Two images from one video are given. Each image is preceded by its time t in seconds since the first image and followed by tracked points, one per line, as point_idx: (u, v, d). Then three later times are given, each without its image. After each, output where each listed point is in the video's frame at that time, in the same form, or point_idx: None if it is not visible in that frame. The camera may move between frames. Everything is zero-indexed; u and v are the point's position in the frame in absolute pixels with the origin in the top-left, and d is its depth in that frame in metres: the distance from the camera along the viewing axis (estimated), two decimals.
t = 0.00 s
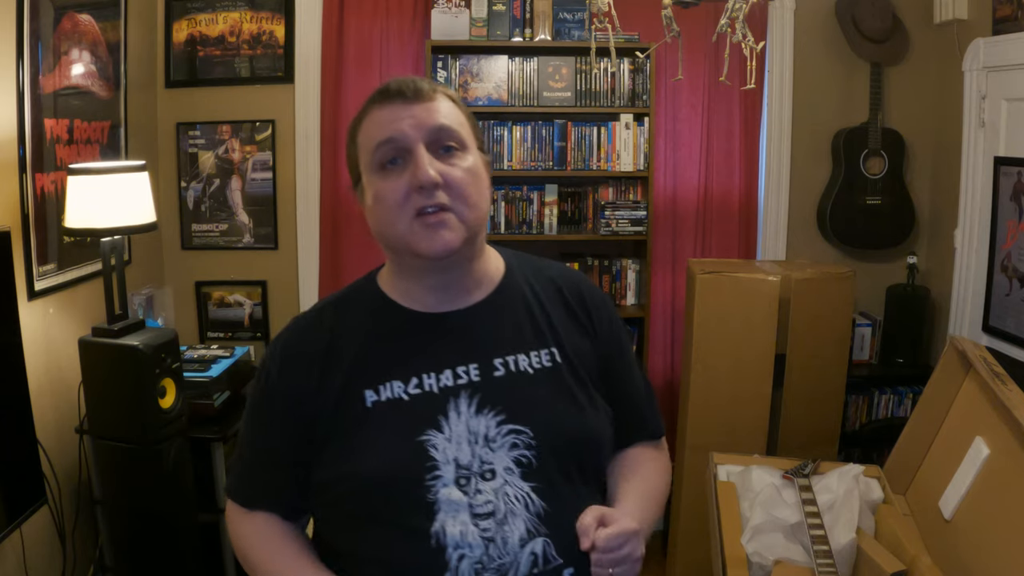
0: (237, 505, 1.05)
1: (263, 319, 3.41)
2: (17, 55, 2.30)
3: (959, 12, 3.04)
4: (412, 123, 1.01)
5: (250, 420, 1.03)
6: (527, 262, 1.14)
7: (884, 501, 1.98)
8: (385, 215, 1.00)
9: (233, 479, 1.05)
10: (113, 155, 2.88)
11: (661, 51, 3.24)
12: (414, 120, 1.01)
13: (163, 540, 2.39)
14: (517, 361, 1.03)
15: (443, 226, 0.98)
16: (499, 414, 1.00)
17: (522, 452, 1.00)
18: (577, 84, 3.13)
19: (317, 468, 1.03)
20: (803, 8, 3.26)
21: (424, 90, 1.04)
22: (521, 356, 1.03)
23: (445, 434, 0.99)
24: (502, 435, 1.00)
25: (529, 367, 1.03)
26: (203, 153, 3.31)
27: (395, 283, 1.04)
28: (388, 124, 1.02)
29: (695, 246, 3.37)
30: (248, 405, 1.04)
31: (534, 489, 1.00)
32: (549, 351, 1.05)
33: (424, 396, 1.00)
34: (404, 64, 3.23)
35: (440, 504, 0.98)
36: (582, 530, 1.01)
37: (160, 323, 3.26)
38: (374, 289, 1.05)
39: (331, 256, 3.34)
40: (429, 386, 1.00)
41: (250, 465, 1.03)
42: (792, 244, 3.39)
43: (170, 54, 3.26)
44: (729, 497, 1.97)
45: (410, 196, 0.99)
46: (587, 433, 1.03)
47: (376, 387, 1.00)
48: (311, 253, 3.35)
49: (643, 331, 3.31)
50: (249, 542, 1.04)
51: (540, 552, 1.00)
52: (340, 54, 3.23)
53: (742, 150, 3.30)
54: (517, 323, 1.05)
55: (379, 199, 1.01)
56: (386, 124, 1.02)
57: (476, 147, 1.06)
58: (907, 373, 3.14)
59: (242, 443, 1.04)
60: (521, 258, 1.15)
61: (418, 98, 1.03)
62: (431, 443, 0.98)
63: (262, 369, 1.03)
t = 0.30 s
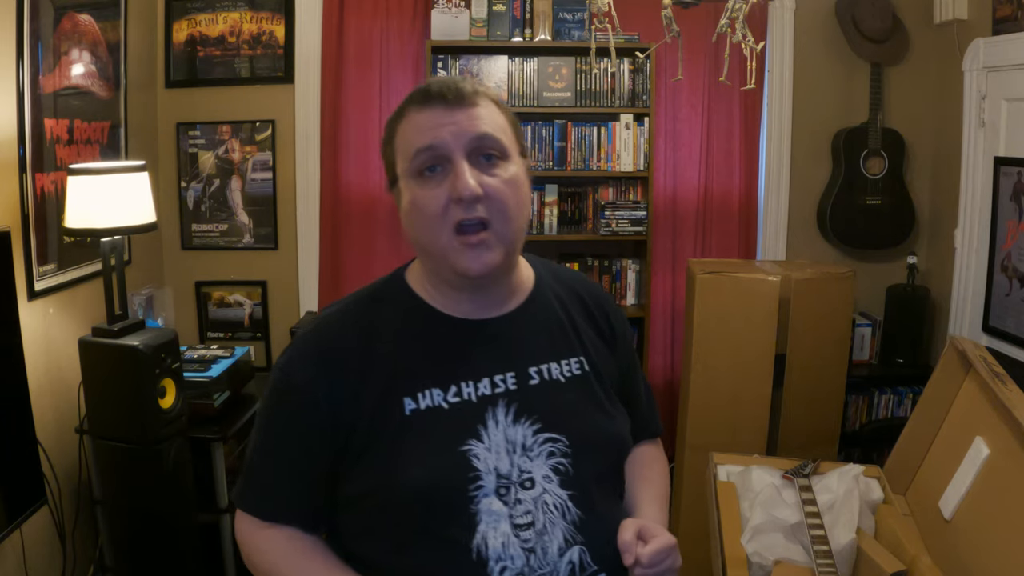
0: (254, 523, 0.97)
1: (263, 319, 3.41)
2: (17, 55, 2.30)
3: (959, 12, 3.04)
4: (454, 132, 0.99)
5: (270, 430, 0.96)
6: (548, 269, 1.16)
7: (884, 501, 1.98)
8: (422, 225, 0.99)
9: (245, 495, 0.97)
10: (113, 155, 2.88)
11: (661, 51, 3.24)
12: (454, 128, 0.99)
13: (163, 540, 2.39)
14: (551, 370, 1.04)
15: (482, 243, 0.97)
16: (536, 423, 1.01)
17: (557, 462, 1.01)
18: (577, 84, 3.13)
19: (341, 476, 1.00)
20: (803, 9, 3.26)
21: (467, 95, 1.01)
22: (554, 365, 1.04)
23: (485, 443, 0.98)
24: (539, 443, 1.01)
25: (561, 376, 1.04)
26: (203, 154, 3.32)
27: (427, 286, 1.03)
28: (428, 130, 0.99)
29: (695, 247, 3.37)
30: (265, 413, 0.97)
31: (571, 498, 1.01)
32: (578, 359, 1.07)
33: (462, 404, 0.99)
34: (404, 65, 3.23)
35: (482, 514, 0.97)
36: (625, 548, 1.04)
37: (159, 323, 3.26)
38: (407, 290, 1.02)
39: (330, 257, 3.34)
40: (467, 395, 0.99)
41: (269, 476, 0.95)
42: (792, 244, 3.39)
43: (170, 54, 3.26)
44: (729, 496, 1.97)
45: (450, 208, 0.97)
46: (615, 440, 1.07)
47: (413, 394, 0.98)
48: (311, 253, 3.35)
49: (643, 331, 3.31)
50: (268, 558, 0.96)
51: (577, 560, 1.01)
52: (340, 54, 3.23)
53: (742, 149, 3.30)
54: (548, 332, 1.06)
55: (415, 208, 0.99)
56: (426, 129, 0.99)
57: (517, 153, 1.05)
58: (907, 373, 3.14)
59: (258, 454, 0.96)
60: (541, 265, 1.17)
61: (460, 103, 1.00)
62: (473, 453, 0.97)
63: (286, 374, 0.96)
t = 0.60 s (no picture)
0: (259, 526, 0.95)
1: (263, 319, 3.41)
2: (17, 55, 2.30)
3: (959, 12, 3.04)
4: (481, 132, 1.00)
5: (284, 437, 0.93)
6: (560, 270, 1.17)
7: (884, 501, 1.98)
8: (445, 223, 0.99)
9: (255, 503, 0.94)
10: (113, 155, 2.88)
11: (661, 51, 3.24)
12: (481, 129, 1.00)
13: (163, 540, 2.39)
14: (568, 373, 1.05)
15: (506, 242, 0.97)
16: (555, 427, 1.02)
17: (574, 464, 1.02)
18: (577, 84, 3.13)
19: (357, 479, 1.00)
20: (803, 9, 3.26)
21: (496, 97, 1.02)
22: (571, 369, 1.05)
23: (504, 448, 0.99)
24: (556, 447, 1.02)
25: (578, 379, 1.05)
26: (203, 154, 3.31)
27: (446, 288, 1.02)
28: (454, 130, 1.00)
29: (695, 247, 3.37)
30: (279, 421, 0.93)
31: (587, 501, 1.03)
32: (593, 361, 1.08)
33: (481, 408, 0.99)
34: (404, 65, 3.23)
35: (501, 518, 0.98)
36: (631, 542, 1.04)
37: (159, 323, 3.26)
38: (423, 291, 1.02)
39: (330, 258, 3.34)
40: (485, 399, 1.00)
41: (286, 485, 0.92)
42: (792, 244, 3.40)
43: (169, 54, 3.26)
44: (729, 496, 1.97)
45: (474, 208, 0.97)
46: (631, 441, 1.08)
47: (432, 397, 0.98)
48: (311, 253, 3.35)
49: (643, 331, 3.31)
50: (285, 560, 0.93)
51: (593, 563, 1.04)
52: (340, 54, 3.23)
53: (742, 149, 3.30)
54: (564, 336, 1.07)
55: (439, 207, 0.99)
56: (452, 130, 1.00)
57: (541, 157, 1.06)
58: (907, 373, 3.14)
59: (270, 462, 0.93)
60: (553, 266, 1.18)
61: (486, 104, 1.01)
62: (493, 458, 0.98)
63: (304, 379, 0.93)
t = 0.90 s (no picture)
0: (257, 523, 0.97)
1: (263, 319, 3.41)
2: (17, 55, 2.30)
3: (959, 12, 3.04)
4: (477, 140, 0.99)
5: (280, 426, 0.95)
6: (562, 271, 1.16)
7: (885, 501, 1.98)
8: (443, 230, 0.99)
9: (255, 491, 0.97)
10: (113, 155, 2.88)
11: (661, 51, 3.24)
12: (478, 137, 0.99)
13: (163, 540, 2.39)
14: (566, 374, 1.04)
15: (504, 250, 0.97)
16: (549, 427, 1.01)
17: (569, 466, 1.01)
18: (577, 84, 3.13)
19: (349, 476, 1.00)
20: (803, 9, 3.26)
21: (491, 102, 1.00)
22: (568, 369, 1.04)
23: (496, 446, 0.99)
24: (551, 448, 1.01)
25: (575, 381, 1.04)
26: (203, 154, 3.31)
27: (443, 289, 1.03)
28: (450, 138, 0.99)
29: (695, 247, 3.37)
30: (276, 409, 0.96)
31: (580, 505, 1.02)
32: (592, 364, 1.07)
33: (475, 405, 0.99)
34: (404, 65, 3.23)
35: (490, 517, 0.97)
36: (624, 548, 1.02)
37: (159, 323, 3.26)
38: (420, 289, 1.03)
39: (330, 258, 3.34)
40: (479, 396, 1.00)
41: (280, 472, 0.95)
42: (792, 244, 3.39)
43: (169, 54, 3.26)
44: (729, 496, 1.97)
45: (471, 217, 0.97)
46: (628, 445, 1.06)
47: (425, 393, 0.98)
48: (311, 253, 3.35)
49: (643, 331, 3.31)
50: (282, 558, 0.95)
51: (583, 568, 1.02)
52: (340, 54, 3.23)
53: (742, 149, 3.30)
54: (563, 337, 1.06)
55: (436, 214, 0.99)
56: (448, 137, 0.99)
57: (538, 159, 1.05)
58: (907, 373, 3.14)
59: (268, 451, 0.96)
60: (557, 267, 1.17)
61: (483, 110, 0.99)
62: (485, 455, 0.98)
63: (300, 370, 0.96)
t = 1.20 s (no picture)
0: (251, 518, 0.98)
1: (263, 320, 3.41)
2: (17, 55, 2.30)
3: (959, 12, 3.04)
4: (479, 147, 0.99)
5: (270, 419, 0.96)
6: (564, 273, 1.16)
7: (885, 501, 1.98)
8: (438, 235, 0.99)
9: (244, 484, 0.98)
10: (113, 155, 2.88)
11: (661, 51, 3.24)
12: (480, 144, 0.99)
13: (163, 540, 2.39)
14: (560, 378, 1.03)
15: (498, 259, 0.98)
16: (539, 429, 1.01)
17: (558, 470, 1.01)
18: (577, 84, 3.13)
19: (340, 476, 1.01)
20: (803, 9, 3.26)
21: (497, 109, 1.00)
22: (561, 372, 1.04)
23: (484, 446, 0.99)
24: (540, 451, 1.00)
25: (570, 385, 1.03)
26: (203, 154, 3.31)
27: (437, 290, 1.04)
28: (452, 143, 0.99)
29: (695, 247, 3.37)
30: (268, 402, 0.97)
31: (568, 510, 1.01)
32: (589, 369, 1.06)
33: (464, 405, 0.99)
34: (404, 65, 3.23)
35: (475, 518, 0.97)
36: None
37: (159, 323, 3.26)
38: (416, 287, 1.03)
39: (331, 259, 3.34)
40: (468, 396, 0.99)
41: (267, 465, 0.96)
42: (792, 244, 3.39)
43: (169, 54, 3.26)
44: (729, 496, 1.97)
45: (468, 223, 0.98)
46: (623, 452, 1.05)
47: (414, 391, 0.98)
48: (311, 253, 3.35)
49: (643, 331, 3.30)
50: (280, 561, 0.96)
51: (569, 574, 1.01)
52: (340, 54, 3.23)
53: (742, 150, 3.30)
54: (557, 339, 1.05)
55: (434, 217, 1.00)
56: (450, 142, 0.99)
57: (541, 168, 1.04)
58: (907, 373, 3.15)
59: (260, 444, 0.97)
60: (559, 271, 1.17)
61: (487, 117, 0.99)
62: (471, 454, 0.98)
63: (293, 365, 0.97)
